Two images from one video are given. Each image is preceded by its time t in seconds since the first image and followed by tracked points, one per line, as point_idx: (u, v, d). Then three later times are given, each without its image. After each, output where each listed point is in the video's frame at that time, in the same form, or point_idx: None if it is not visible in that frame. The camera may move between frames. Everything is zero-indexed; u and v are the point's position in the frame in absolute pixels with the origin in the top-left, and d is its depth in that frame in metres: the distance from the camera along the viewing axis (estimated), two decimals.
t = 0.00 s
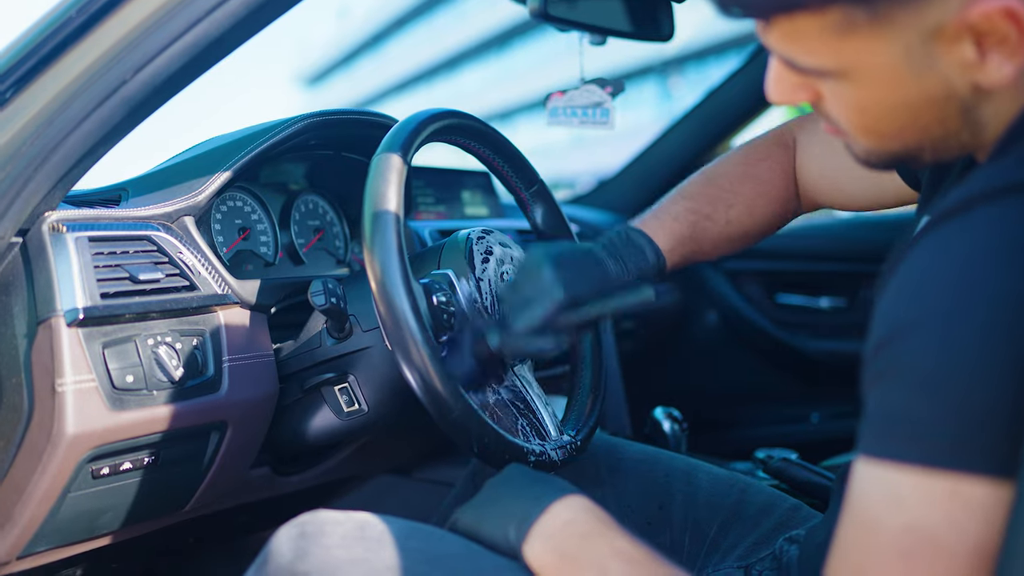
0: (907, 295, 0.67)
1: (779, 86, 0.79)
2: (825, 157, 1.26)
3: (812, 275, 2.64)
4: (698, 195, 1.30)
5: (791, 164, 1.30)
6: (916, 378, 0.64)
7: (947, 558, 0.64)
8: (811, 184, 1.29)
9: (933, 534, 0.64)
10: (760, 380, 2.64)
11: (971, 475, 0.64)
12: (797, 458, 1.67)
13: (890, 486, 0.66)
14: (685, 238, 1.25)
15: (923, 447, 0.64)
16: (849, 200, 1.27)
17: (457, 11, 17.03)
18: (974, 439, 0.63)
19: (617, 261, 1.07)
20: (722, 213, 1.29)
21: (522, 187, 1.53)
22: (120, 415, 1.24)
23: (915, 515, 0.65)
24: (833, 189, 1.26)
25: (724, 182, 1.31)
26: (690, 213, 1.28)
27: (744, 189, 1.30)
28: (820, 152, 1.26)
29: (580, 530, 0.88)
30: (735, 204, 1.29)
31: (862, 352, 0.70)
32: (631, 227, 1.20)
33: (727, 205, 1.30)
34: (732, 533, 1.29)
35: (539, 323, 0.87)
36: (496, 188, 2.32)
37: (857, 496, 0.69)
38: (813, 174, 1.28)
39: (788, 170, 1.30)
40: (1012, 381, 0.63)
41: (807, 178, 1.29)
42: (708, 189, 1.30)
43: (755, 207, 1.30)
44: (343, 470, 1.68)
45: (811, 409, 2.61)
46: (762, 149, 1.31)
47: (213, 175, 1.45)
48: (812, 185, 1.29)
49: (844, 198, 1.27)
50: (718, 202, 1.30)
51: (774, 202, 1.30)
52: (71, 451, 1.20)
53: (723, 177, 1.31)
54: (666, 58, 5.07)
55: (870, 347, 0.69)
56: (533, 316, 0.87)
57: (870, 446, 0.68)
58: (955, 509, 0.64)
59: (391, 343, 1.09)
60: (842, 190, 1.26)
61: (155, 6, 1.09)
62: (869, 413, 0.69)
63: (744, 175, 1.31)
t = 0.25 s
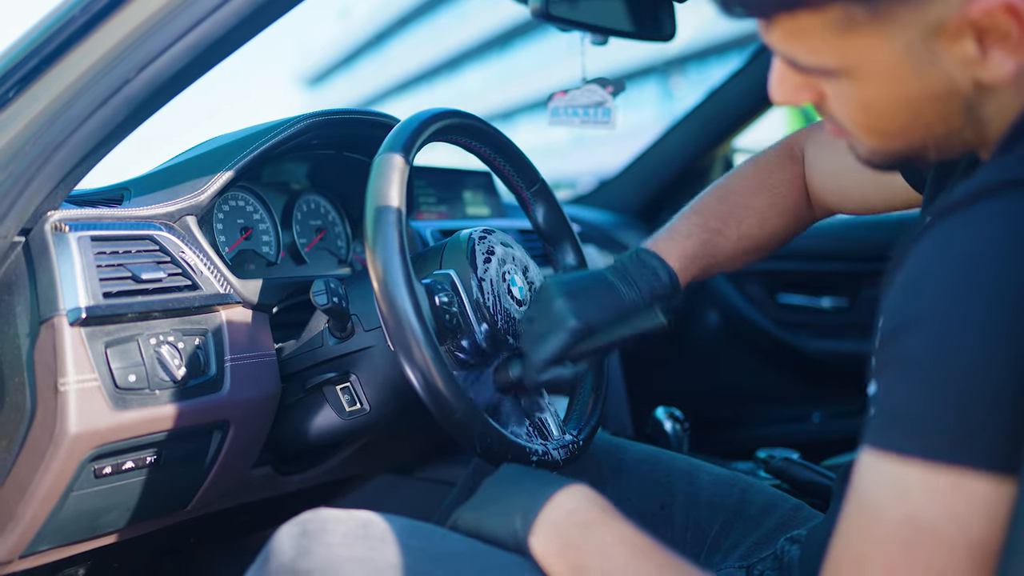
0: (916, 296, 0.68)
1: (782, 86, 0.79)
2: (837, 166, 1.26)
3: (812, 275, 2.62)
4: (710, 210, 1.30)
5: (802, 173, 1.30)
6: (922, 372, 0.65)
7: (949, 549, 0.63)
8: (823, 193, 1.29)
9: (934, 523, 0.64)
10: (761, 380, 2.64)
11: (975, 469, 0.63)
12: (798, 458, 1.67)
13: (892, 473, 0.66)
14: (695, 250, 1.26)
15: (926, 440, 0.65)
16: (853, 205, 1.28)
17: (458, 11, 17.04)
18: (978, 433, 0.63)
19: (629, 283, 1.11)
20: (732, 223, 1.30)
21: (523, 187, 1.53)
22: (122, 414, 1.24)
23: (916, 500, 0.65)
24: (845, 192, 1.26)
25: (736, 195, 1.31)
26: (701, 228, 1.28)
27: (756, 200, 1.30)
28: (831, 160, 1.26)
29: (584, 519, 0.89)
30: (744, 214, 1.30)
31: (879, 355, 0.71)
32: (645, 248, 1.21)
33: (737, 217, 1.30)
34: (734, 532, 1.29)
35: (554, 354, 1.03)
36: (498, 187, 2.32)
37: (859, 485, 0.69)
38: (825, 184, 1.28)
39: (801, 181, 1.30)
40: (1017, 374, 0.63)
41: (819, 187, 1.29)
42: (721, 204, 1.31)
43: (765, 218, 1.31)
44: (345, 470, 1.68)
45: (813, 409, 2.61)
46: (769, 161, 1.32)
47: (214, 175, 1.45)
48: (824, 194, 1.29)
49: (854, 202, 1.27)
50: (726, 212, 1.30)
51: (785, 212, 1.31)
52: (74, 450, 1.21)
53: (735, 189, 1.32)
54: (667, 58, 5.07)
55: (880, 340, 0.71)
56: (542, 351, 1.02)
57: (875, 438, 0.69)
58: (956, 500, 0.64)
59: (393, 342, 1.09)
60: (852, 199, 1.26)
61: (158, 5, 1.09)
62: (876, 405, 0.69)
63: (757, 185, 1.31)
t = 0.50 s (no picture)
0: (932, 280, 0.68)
1: (784, 88, 0.79)
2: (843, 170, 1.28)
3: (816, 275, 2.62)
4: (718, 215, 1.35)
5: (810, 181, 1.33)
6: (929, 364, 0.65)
7: (937, 498, 0.64)
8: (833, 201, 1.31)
9: (928, 469, 0.64)
10: (761, 380, 2.65)
11: (984, 427, 0.63)
12: (798, 457, 1.67)
13: (897, 414, 0.67)
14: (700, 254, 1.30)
15: (940, 393, 0.65)
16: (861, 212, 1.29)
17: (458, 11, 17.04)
18: (987, 421, 0.63)
19: (642, 286, 1.18)
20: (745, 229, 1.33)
21: (524, 187, 1.53)
22: (124, 414, 1.25)
23: (914, 444, 0.65)
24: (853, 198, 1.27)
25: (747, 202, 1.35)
26: (712, 232, 1.33)
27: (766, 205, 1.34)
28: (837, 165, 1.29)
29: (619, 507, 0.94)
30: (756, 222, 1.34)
31: (900, 300, 0.72)
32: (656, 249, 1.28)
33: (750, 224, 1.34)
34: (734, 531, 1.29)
35: (579, 364, 1.08)
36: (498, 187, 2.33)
37: (866, 429, 0.69)
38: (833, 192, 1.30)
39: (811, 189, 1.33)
40: None
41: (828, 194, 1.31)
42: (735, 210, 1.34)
43: (778, 224, 1.33)
44: (345, 469, 1.69)
45: (812, 409, 2.61)
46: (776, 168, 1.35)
47: (216, 175, 1.46)
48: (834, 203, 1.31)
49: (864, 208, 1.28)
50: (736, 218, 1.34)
51: (797, 221, 1.34)
52: (75, 450, 1.21)
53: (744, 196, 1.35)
54: (667, 58, 5.07)
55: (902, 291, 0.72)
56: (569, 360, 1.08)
57: (887, 378, 0.69)
58: (966, 459, 0.64)
59: (394, 342, 1.09)
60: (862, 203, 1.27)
61: (160, 6, 1.09)
62: (889, 357, 0.70)
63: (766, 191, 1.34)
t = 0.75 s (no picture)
0: (923, 270, 0.69)
1: (792, 81, 0.80)
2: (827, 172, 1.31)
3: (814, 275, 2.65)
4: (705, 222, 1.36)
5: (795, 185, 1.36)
6: (941, 357, 0.65)
7: (893, 479, 0.68)
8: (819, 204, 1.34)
9: (888, 453, 0.68)
10: (760, 380, 2.65)
11: (945, 414, 0.65)
12: (798, 458, 1.67)
13: (871, 394, 0.71)
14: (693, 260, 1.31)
15: (910, 377, 0.67)
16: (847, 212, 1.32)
17: (458, 12, 17.04)
18: (985, 419, 0.64)
19: (628, 303, 1.19)
20: (732, 242, 1.34)
21: (523, 187, 1.53)
22: (123, 414, 1.25)
23: (878, 426, 0.69)
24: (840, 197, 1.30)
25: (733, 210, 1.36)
26: (699, 247, 1.33)
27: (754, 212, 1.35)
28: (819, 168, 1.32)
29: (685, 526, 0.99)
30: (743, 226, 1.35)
31: (892, 283, 0.73)
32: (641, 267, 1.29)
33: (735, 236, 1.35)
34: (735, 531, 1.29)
35: (571, 387, 1.07)
36: (498, 188, 2.33)
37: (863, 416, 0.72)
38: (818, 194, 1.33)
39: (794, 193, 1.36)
40: None
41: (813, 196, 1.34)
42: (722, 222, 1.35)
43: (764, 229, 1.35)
44: (345, 470, 1.69)
45: (811, 410, 2.61)
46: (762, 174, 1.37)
47: (216, 175, 1.46)
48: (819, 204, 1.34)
49: (849, 207, 1.31)
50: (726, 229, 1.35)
51: (781, 223, 1.36)
52: (75, 450, 1.21)
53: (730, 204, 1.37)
54: (666, 59, 5.08)
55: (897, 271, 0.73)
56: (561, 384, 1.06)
57: (871, 360, 0.72)
58: (960, 458, 0.65)
59: (393, 341, 1.10)
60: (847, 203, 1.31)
61: (159, 6, 1.09)
62: (877, 342, 0.72)
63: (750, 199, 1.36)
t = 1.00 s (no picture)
0: (903, 289, 0.70)
1: (777, 99, 0.80)
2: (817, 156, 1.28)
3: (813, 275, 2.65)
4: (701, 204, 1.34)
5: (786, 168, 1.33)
6: (930, 367, 0.66)
7: (890, 500, 0.69)
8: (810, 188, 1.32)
9: (883, 472, 0.69)
10: (761, 380, 2.65)
11: (934, 434, 0.66)
12: (798, 457, 1.67)
13: (862, 413, 0.72)
14: (687, 247, 1.28)
15: (898, 395, 0.68)
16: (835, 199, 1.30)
17: (458, 11, 17.03)
18: (974, 433, 0.65)
19: (628, 291, 1.15)
20: (726, 228, 1.32)
21: (523, 188, 1.53)
22: (122, 415, 1.25)
23: (870, 444, 0.70)
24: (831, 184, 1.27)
25: (726, 196, 1.34)
26: (694, 233, 1.30)
27: (745, 198, 1.33)
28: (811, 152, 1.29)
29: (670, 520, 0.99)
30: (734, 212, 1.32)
31: (880, 300, 0.74)
32: (636, 257, 1.25)
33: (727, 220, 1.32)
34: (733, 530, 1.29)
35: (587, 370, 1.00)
36: (498, 188, 2.33)
37: (856, 437, 0.72)
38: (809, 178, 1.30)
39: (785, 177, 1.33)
40: (1018, 373, 0.64)
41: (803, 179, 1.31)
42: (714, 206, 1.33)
43: (756, 216, 1.33)
44: (345, 470, 1.69)
45: (811, 409, 2.61)
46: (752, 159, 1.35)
47: (215, 175, 1.46)
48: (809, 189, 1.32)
49: (839, 191, 1.28)
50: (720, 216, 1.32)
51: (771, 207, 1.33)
52: (74, 450, 1.21)
53: (724, 188, 1.34)
54: (667, 58, 5.08)
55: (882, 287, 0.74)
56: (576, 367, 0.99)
57: (860, 377, 0.73)
58: (953, 475, 0.66)
59: (392, 341, 1.09)
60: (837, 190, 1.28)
61: (157, 7, 1.09)
62: (870, 352, 0.73)
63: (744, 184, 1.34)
